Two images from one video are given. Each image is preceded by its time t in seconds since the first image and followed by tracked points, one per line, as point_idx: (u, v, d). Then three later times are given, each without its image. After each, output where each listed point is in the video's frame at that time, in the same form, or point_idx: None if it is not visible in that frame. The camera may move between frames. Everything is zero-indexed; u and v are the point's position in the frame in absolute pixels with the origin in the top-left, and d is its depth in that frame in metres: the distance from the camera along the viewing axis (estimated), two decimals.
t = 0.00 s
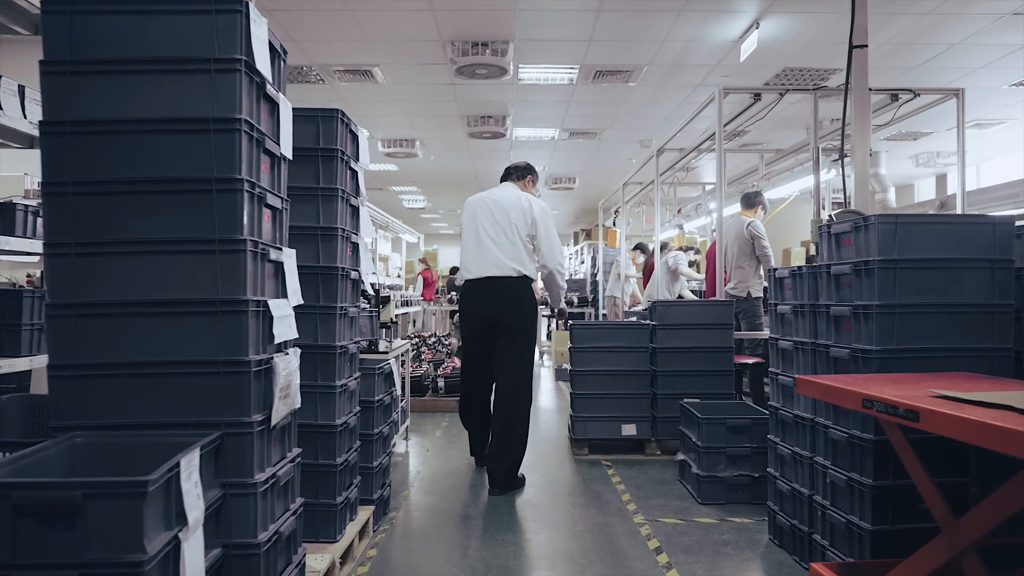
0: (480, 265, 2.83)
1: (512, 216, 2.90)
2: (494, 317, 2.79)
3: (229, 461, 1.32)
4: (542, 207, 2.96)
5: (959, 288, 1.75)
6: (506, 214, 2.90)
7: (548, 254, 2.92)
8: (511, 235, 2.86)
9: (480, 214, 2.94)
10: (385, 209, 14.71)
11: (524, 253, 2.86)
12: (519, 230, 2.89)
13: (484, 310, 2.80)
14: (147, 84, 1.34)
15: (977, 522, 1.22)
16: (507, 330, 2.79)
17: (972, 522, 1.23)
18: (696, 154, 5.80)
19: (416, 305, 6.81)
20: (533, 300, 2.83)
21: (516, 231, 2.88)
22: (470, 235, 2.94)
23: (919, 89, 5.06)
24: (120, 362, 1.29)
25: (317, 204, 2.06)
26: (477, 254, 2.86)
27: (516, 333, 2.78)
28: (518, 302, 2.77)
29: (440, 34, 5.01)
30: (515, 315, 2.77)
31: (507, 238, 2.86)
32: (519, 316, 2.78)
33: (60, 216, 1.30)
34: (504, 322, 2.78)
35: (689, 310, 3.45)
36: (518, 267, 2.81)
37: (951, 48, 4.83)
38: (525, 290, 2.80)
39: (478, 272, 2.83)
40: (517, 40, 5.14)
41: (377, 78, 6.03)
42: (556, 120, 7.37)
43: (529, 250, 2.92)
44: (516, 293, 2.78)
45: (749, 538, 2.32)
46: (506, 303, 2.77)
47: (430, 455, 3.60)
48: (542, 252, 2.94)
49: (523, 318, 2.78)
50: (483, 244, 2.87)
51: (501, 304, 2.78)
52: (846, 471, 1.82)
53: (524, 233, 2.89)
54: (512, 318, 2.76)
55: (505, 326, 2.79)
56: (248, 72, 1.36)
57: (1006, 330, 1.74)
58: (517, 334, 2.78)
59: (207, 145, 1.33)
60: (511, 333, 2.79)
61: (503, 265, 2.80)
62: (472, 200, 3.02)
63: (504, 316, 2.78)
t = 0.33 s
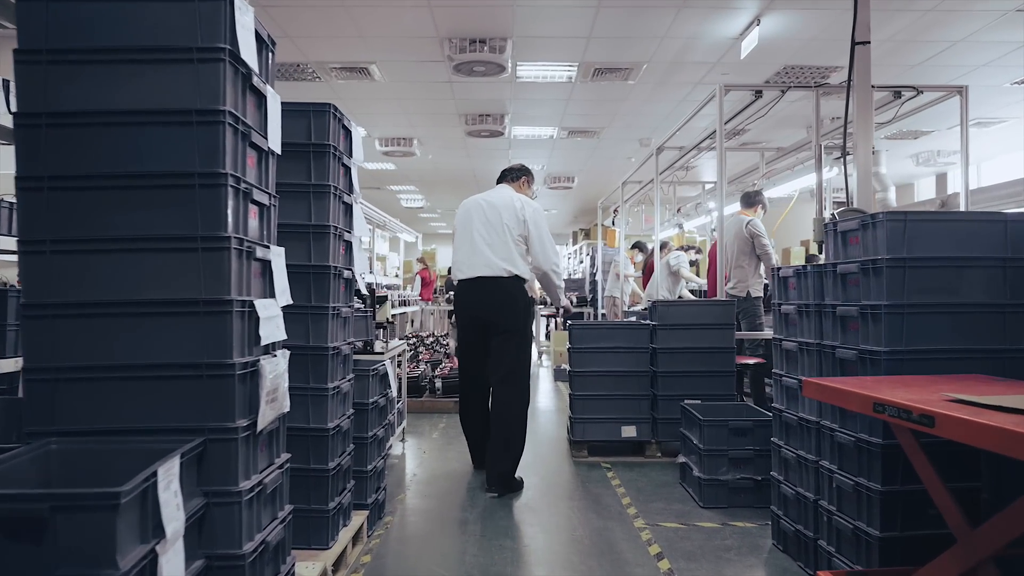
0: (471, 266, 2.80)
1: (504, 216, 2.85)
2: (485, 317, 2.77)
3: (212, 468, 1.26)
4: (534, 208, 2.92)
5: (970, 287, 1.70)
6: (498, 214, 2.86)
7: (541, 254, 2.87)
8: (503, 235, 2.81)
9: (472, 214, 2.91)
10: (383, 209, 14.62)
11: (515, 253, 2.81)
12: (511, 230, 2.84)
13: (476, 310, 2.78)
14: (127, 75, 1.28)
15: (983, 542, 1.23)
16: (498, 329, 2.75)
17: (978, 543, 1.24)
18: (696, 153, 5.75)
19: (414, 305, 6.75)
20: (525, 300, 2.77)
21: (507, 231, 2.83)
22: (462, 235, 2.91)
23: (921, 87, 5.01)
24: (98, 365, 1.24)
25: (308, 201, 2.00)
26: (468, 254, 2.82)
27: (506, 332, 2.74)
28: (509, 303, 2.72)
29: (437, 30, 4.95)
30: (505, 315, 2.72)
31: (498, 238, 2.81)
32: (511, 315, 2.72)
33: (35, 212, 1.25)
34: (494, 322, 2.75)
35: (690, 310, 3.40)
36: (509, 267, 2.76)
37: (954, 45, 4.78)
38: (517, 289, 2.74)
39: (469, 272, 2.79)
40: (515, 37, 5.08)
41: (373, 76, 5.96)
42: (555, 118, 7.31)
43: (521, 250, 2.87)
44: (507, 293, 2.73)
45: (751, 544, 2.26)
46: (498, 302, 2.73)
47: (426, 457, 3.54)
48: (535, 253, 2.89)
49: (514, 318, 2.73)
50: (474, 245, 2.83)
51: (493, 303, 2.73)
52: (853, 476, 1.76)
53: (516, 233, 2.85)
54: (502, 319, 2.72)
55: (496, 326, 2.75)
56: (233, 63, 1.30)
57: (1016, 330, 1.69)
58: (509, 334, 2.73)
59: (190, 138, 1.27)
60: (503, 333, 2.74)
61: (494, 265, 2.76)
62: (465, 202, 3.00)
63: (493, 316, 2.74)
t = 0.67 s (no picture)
0: (461, 262, 2.79)
1: (498, 215, 2.84)
2: (473, 315, 2.76)
3: (191, 476, 1.20)
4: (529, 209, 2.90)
5: (981, 285, 1.64)
6: (492, 213, 2.85)
7: (535, 254, 2.85)
8: (495, 234, 2.80)
9: (467, 212, 2.90)
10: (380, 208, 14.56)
11: (507, 251, 2.79)
12: (503, 229, 2.83)
13: (465, 309, 2.77)
14: (103, 63, 1.22)
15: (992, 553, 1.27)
16: (486, 325, 2.74)
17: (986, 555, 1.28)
18: (696, 152, 5.69)
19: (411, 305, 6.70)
20: (514, 297, 2.75)
21: (500, 230, 2.82)
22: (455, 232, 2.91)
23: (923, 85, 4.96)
24: (72, 368, 1.17)
25: (299, 198, 1.94)
26: (460, 251, 2.82)
27: (495, 329, 2.73)
28: (494, 299, 2.71)
29: (434, 27, 4.89)
30: (491, 310, 2.72)
31: (490, 236, 2.80)
32: (498, 311, 2.72)
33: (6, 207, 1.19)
34: (480, 319, 2.74)
35: (691, 309, 3.34)
36: (498, 265, 2.75)
37: (957, 43, 4.72)
38: (505, 286, 2.73)
39: (459, 269, 2.79)
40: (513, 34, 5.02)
41: (370, 73, 5.90)
42: (554, 117, 7.26)
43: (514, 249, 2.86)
44: (496, 290, 2.71)
45: (755, 550, 2.20)
46: (484, 299, 2.72)
47: (422, 459, 3.48)
48: (528, 252, 2.87)
49: (501, 314, 2.72)
50: (466, 241, 2.82)
51: (479, 299, 2.73)
52: (860, 482, 1.71)
53: (509, 232, 2.83)
54: (489, 315, 2.72)
55: (483, 324, 2.75)
56: (213, 51, 1.24)
57: None
58: (498, 329, 2.73)
59: (167, 130, 1.20)
60: (492, 329, 2.73)
61: (483, 262, 2.75)
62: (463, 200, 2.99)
63: (479, 312, 2.74)
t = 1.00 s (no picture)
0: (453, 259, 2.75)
1: (494, 214, 2.80)
2: (462, 313, 2.71)
3: (167, 487, 1.13)
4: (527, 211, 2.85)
5: (993, 286, 1.58)
6: (488, 212, 2.80)
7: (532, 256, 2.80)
8: (489, 233, 2.76)
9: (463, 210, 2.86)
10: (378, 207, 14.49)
11: (500, 250, 2.75)
12: (498, 229, 2.78)
13: (454, 307, 2.72)
14: (74, 51, 1.15)
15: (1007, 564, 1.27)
16: (476, 323, 2.69)
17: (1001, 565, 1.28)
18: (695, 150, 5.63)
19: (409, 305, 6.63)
20: (506, 295, 2.70)
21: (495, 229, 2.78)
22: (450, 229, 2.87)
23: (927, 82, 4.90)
24: (41, 373, 1.11)
25: (287, 195, 1.87)
26: (453, 248, 2.78)
27: (485, 326, 2.68)
28: (485, 297, 2.67)
29: (430, 24, 4.82)
30: (482, 307, 2.68)
31: (484, 235, 2.76)
32: (488, 309, 2.67)
33: None
34: (471, 316, 2.70)
35: (691, 310, 3.29)
36: (491, 264, 2.70)
37: (961, 39, 4.67)
38: (496, 284, 2.69)
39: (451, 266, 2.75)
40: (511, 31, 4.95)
41: (366, 71, 5.83)
42: (553, 115, 7.20)
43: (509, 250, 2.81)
44: (487, 289, 2.67)
45: (759, 557, 2.14)
46: (474, 297, 2.68)
47: (418, 462, 3.41)
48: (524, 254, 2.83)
49: (493, 312, 2.68)
50: (459, 239, 2.78)
51: (469, 296, 2.69)
52: (868, 488, 1.65)
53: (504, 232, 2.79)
54: (479, 312, 2.68)
55: (474, 323, 2.70)
56: (190, 39, 1.17)
57: None
58: (488, 326, 2.69)
59: (141, 122, 1.14)
60: (483, 327, 2.69)
61: (475, 260, 2.70)
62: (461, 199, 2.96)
63: (468, 309, 2.69)
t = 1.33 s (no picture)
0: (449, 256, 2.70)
1: (492, 214, 2.74)
2: (457, 312, 2.66)
3: (143, 501, 1.07)
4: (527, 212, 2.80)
5: (1007, 289, 1.52)
6: (486, 211, 2.75)
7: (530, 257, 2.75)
8: (486, 232, 2.71)
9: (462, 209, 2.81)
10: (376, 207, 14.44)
11: (497, 250, 2.69)
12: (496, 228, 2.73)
13: (449, 307, 2.67)
14: (44, 39, 1.09)
15: None
16: (471, 323, 2.64)
17: None
18: (695, 149, 5.57)
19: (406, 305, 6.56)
20: (502, 295, 2.64)
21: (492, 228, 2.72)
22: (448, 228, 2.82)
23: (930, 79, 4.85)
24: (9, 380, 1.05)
25: (276, 193, 1.81)
26: (449, 246, 2.72)
27: (479, 326, 2.63)
28: (480, 297, 2.61)
29: (427, 21, 4.76)
30: (476, 307, 2.62)
31: (481, 234, 2.70)
32: (483, 308, 2.62)
33: None
34: (465, 316, 2.65)
35: (692, 311, 3.23)
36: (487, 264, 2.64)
37: (964, 36, 4.61)
38: (492, 284, 2.63)
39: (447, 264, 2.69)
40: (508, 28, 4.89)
41: (363, 69, 5.76)
42: (551, 114, 7.14)
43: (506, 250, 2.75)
44: (483, 289, 2.61)
45: (763, 564, 2.08)
46: (469, 296, 2.63)
47: (414, 466, 3.35)
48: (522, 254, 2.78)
49: (487, 311, 2.62)
50: (456, 237, 2.72)
51: (464, 295, 2.63)
52: (877, 496, 1.59)
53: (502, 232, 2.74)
54: (473, 312, 2.62)
55: (468, 323, 2.65)
56: (166, 27, 1.11)
57: None
58: (483, 326, 2.63)
59: (113, 114, 1.08)
60: (477, 327, 2.63)
61: (471, 259, 2.64)
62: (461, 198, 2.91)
63: (463, 308, 2.64)
